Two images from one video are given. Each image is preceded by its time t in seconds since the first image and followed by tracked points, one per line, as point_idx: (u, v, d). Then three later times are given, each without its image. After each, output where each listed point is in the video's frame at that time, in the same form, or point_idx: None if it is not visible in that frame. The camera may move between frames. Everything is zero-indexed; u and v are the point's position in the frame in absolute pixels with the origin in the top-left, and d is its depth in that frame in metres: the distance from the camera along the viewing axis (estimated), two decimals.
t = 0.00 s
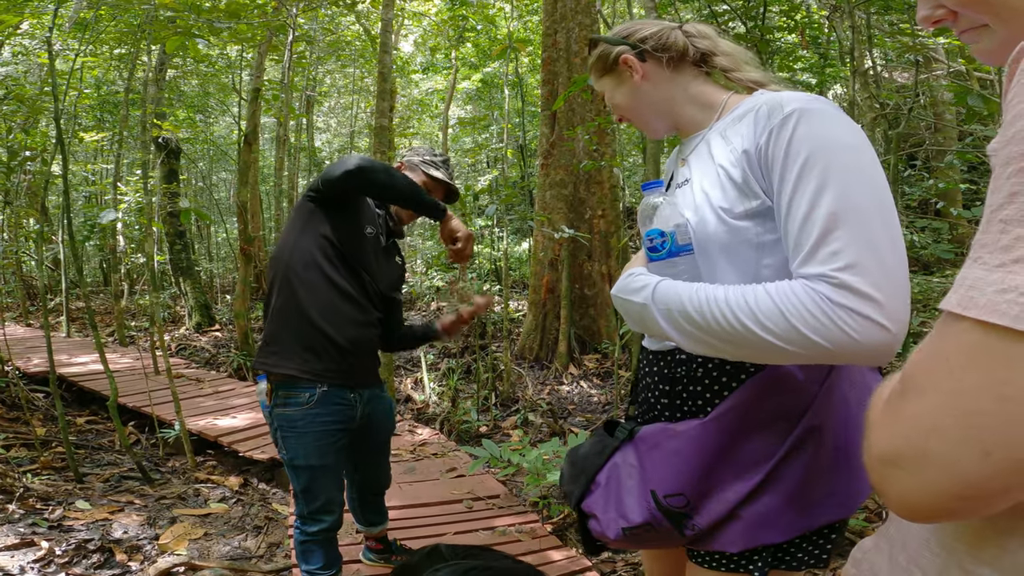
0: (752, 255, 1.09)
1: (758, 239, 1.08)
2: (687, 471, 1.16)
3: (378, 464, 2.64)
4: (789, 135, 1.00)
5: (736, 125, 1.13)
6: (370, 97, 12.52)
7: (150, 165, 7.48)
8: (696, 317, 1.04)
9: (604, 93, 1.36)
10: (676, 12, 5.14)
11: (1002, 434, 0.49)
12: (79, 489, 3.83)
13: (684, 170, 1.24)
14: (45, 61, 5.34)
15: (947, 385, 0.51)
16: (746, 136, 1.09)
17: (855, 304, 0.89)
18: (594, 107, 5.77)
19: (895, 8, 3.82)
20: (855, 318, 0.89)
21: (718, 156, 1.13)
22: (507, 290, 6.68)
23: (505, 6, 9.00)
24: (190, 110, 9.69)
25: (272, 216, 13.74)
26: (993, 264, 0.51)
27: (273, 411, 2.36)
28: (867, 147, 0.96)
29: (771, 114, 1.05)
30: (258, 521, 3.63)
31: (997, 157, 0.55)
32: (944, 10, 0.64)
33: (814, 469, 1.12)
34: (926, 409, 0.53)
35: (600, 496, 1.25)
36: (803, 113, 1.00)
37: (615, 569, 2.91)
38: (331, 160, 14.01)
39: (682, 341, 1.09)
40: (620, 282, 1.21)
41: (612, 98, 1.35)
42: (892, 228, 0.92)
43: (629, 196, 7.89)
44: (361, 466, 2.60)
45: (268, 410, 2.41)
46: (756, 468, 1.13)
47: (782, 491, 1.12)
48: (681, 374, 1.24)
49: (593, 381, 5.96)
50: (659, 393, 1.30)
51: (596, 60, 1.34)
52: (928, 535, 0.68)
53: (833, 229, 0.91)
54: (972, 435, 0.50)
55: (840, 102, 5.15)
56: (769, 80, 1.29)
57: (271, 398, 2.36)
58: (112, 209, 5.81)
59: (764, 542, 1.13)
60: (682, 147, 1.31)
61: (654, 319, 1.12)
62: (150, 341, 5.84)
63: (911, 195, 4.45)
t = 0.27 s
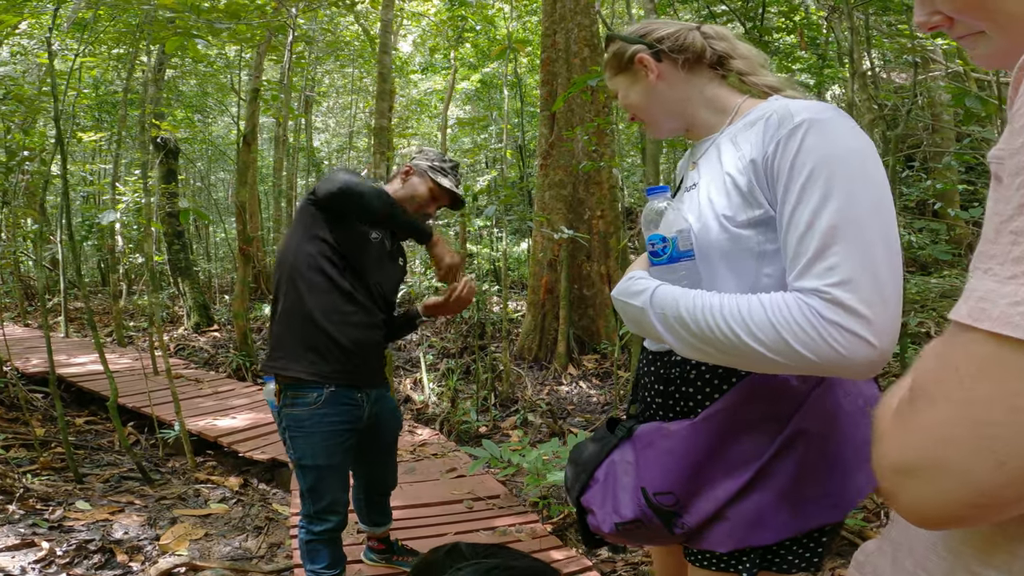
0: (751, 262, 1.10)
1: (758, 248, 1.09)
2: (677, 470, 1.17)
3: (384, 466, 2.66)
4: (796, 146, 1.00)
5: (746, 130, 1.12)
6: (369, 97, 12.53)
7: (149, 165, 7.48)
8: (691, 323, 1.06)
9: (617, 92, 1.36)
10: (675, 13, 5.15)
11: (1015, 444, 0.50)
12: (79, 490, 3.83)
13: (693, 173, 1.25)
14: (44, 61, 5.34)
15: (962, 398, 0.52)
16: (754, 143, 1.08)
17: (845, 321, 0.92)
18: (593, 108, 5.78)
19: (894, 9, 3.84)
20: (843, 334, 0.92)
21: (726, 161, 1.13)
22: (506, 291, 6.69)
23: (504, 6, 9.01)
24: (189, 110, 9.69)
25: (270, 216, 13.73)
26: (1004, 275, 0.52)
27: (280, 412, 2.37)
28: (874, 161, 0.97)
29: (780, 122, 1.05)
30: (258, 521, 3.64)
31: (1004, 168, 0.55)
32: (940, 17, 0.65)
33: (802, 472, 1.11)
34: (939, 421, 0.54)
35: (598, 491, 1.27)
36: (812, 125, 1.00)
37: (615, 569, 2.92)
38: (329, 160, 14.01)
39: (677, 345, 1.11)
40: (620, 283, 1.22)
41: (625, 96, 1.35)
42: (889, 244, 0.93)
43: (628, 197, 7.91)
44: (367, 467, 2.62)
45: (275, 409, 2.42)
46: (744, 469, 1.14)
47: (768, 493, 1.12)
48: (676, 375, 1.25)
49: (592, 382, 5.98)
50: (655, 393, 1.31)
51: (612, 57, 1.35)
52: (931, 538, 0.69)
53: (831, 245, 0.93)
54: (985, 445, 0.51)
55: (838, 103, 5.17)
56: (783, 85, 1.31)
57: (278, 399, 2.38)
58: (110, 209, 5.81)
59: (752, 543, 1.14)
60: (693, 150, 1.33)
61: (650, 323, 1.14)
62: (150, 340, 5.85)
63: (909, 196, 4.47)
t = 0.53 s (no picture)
0: (747, 267, 1.11)
1: (756, 253, 1.10)
2: (662, 467, 1.17)
3: (392, 464, 2.67)
4: (799, 153, 1.01)
5: (756, 136, 1.13)
6: (368, 97, 12.53)
7: (147, 165, 7.47)
8: (683, 323, 1.07)
9: (634, 89, 1.38)
10: (674, 13, 5.16)
11: None
12: (80, 490, 3.83)
13: (702, 178, 1.26)
14: (42, 61, 5.33)
15: (977, 405, 0.53)
16: (760, 149, 1.09)
17: (829, 328, 0.93)
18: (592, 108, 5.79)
19: (892, 10, 3.85)
20: (826, 341, 0.93)
21: (733, 166, 1.14)
22: (505, 291, 6.70)
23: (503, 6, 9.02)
24: (187, 110, 9.68)
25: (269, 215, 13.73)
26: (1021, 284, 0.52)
27: (294, 410, 2.40)
28: (876, 174, 0.97)
29: (787, 130, 1.06)
30: (259, 521, 3.64)
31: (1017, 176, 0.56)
32: (945, 23, 0.65)
33: (784, 475, 1.10)
34: (954, 428, 0.55)
35: (586, 482, 1.27)
36: (817, 134, 1.01)
37: (615, 569, 2.93)
38: (328, 160, 14.02)
39: (669, 343, 1.12)
40: (619, 279, 1.22)
41: (642, 95, 1.36)
42: (882, 256, 0.94)
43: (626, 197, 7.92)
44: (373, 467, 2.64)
45: (288, 408, 2.44)
46: (726, 468, 1.13)
47: (750, 494, 1.12)
48: (668, 373, 1.23)
49: (591, 382, 5.99)
50: (647, 389, 1.30)
51: (633, 56, 1.36)
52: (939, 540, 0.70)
53: (823, 252, 0.94)
54: (1001, 452, 0.52)
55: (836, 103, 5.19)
56: (800, 93, 1.32)
57: (291, 398, 2.40)
58: (109, 209, 5.81)
59: (730, 543, 1.13)
60: (704, 153, 1.34)
61: (645, 319, 1.15)
62: (149, 341, 5.84)
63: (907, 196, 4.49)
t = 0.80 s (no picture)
0: (741, 271, 1.12)
1: (751, 257, 1.11)
2: (653, 467, 1.18)
3: (393, 464, 2.68)
4: (795, 160, 1.02)
5: (755, 141, 1.14)
6: (367, 97, 12.53)
7: (146, 165, 7.48)
8: (678, 326, 1.08)
9: (637, 92, 1.39)
10: (673, 14, 5.17)
11: None
12: (79, 491, 3.84)
13: (701, 182, 1.27)
14: (41, 62, 5.32)
15: (971, 408, 0.54)
16: (759, 155, 1.10)
17: (820, 333, 0.94)
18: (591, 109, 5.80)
19: (891, 11, 3.86)
20: (816, 345, 0.94)
21: (732, 171, 1.14)
22: (504, 291, 6.71)
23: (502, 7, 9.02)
24: (186, 110, 9.67)
25: (268, 215, 13.73)
26: (1018, 291, 0.53)
27: (296, 411, 2.40)
28: (871, 181, 0.98)
29: (785, 135, 1.07)
30: (259, 522, 3.64)
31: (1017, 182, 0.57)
32: (952, 28, 0.65)
33: (772, 477, 1.11)
34: (949, 430, 0.56)
35: (580, 482, 1.29)
36: (813, 141, 1.01)
37: (614, 569, 2.94)
38: (327, 160, 14.01)
39: (665, 345, 1.13)
40: (616, 280, 1.23)
41: (643, 97, 1.38)
42: (874, 262, 0.95)
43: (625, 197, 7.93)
44: (377, 466, 2.65)
45: (291, 410, 2.44)
46: (715, 469, 1.14)
47: (739, 496, 1.12)
48: (660, 374, 1.24)
49: (590, 382, 6.00)
50: (641, 390, 1.30)
51: (637, 60, 1.37)
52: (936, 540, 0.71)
53: (816, 257, 0.95)
54: (996, 455, 0.53)
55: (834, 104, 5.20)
56: (801, 99, 1.33)
57: (293, 399, 2.40)
58: (108, 210, 5.81)
59: (718, 544, 1.14)
60: (703, 156, 1.35)
61: (641, 321, 1.16)
62: (148, 341, 5.85)
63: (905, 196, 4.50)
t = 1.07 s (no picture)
0: (742, 272, 1.12)
1: (751, 259, 1.11)
2: (651, 467, 1.19)
3: (390, 463, 2.68)
4: (797, 162, 1.02)
5: (755, 142, 1.14)
6: (366, 97, 12.53)
7: (145, 165, 7.47)
8: (679, 327, 1.08)
9: (636, 93, 1.39)
10: (672, 14, 5.17)
11: None
12: (79, 491, 3.83)
13: (700, 183, 1.27)
14: (40, 62, 5.32)
15: (974, 408, 0.54)
16: (758, 156, 1.11)
17: (821, 334, 0.94)
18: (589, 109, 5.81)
19: (890, 12, 3.86)
20: (817, 347, 0.94)
21: (731, 172, 1.15)
22: (503, 291, 6.72)
23: (501, 7, 9.03)
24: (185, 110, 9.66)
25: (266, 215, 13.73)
26: (1020, 290, 0.53)
27: (294, 411, 2.41)
28: (871, 184, 0.99)
29: (786, 137, 1.07)
30: (258, 522, 3.64)
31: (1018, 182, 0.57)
32: (954, 30, 0.65)
33: (769, 477, 1.12)
34: (951, 431, 0.56)
35: (578, 481, 1.30)
36: (815, 143, 1.02)
37: (614, 568, 2.94)
38: (326, 159, 14.01)
39: (665, 346, 1.13)
40: (616, 280, 1.23)
41: (643, 98, 1.38)
42: (874, 264, 0.96)
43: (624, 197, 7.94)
44: (375, 465, 2.65)
45: (288, 411, 2.45)
46: (713, 469, 1.14)
47: (737, 495, 1.12)
48: (659, 374, 1.24)
49: (589, 381, 6.00)
50: (639, 389, 1.30)
51: (635, 61, 1.37)
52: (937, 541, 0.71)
53: (817, 259, 0.95)
54: (997, 455, 0.53)
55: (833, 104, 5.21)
56: (800, 99, 1.34)
57: (291, 399, 2.41)
58: (107, 209, 5.81)
59: (716, 543, 1.14)
60: (703, 157, 1.35)
61: (641, 322, 1.16)
62: (148, 341, 5.85)
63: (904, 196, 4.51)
